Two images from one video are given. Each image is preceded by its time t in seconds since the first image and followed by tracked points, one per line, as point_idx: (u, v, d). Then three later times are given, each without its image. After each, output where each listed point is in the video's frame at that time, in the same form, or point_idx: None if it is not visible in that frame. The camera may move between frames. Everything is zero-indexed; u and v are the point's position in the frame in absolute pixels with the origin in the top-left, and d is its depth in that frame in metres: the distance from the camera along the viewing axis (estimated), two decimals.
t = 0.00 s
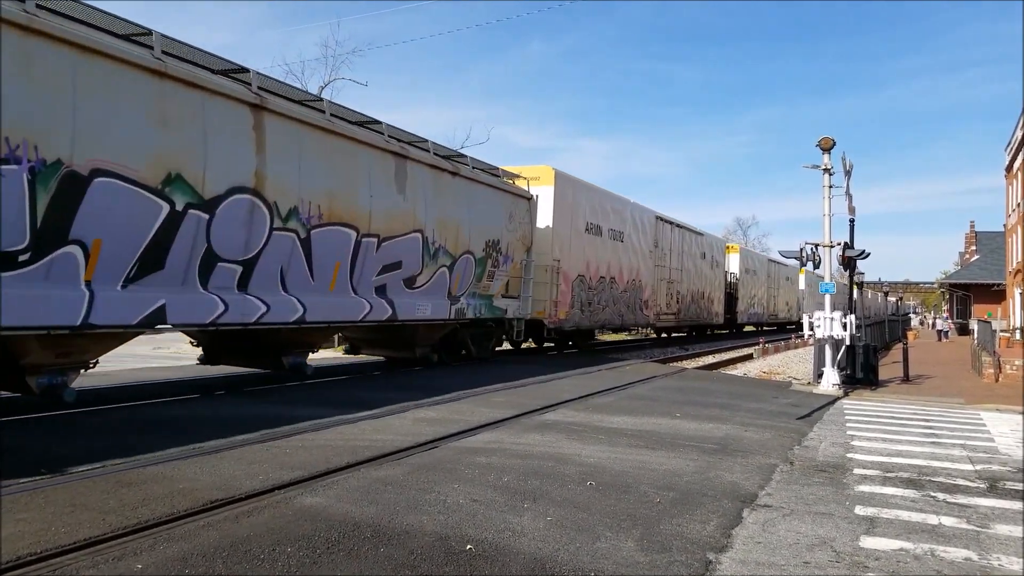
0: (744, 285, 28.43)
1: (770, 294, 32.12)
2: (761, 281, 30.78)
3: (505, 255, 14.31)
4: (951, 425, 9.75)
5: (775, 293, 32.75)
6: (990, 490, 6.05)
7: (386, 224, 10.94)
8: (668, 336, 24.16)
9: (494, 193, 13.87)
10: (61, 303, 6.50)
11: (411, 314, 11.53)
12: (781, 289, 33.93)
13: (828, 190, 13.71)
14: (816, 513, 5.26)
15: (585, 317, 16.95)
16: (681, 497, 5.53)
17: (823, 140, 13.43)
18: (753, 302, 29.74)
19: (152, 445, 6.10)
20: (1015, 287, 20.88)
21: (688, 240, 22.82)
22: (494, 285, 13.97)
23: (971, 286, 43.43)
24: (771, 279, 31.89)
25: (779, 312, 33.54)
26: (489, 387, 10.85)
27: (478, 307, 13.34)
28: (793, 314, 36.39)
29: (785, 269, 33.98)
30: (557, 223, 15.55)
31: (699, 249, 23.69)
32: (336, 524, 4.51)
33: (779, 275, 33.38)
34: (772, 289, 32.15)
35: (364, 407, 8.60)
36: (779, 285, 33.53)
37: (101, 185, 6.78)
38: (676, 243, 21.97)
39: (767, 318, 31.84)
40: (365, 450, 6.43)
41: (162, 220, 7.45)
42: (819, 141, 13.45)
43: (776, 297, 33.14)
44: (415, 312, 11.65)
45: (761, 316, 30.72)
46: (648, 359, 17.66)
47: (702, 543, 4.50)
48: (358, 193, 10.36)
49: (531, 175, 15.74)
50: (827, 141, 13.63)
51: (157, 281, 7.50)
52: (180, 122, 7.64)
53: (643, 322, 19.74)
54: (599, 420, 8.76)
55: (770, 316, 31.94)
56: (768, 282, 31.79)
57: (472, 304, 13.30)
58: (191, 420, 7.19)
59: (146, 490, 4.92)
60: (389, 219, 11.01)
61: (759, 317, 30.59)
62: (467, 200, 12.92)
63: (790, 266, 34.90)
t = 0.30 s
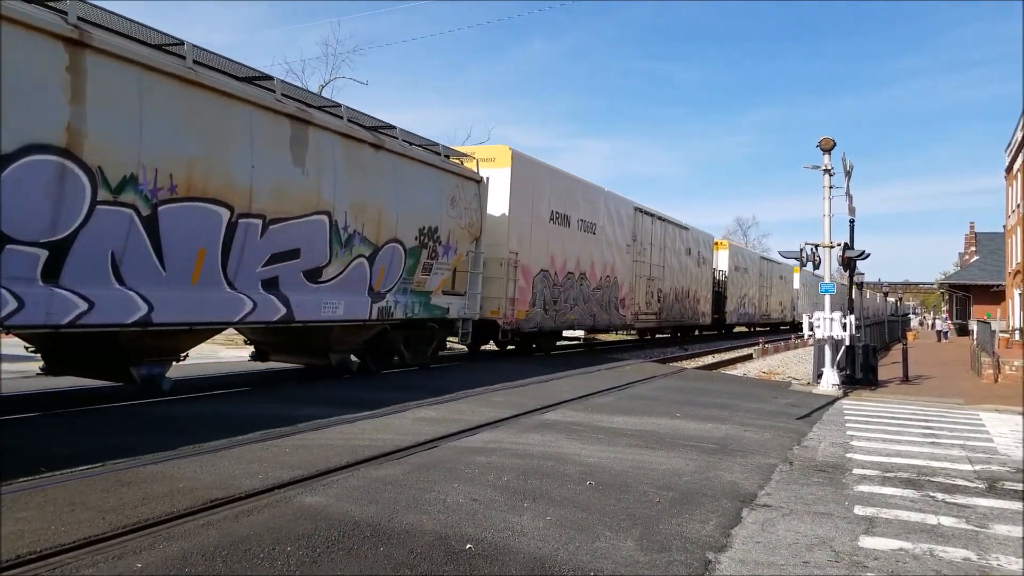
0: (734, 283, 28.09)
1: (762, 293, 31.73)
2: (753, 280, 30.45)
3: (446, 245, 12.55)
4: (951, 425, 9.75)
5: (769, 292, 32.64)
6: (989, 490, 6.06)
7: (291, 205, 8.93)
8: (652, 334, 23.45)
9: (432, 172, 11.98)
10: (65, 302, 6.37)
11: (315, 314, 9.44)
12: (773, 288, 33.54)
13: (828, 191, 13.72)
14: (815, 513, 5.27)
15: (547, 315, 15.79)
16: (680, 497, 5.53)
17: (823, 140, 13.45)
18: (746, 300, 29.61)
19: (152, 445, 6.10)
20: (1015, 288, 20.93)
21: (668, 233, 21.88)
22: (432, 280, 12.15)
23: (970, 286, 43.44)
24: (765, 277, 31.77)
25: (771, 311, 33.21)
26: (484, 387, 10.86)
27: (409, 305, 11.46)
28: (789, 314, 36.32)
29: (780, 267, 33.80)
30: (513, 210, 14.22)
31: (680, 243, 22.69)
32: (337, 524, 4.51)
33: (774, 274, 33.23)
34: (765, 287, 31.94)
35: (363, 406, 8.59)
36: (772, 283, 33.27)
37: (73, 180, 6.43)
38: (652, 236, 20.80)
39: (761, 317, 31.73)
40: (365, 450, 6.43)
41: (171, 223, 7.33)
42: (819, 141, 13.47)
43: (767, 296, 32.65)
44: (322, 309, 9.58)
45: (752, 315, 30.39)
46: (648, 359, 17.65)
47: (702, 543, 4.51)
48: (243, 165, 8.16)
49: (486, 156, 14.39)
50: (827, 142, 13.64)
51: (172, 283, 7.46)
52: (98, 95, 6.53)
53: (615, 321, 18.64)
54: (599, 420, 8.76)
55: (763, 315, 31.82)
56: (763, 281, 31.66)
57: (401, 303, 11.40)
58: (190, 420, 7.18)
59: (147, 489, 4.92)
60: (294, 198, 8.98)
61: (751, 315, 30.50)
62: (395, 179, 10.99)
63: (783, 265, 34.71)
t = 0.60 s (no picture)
0: (725, 280, 27.28)
1: (754, 290, 30.98)
2: (745, 276, 29.71)
3: (366, 230, 10.53)
4: (954, 424, 9.73)
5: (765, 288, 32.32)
6: (991, 488, 6.05)
7: (131, 172, 6.80)
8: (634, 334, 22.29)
9: (344, 141, 9.97)
10: None
11: (187, 317, 7.67)
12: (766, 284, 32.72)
13: (830, 189, 13.70)
14: (817, 511, 5.26)
15: (500, 314, 14.30)
16: (682, 495, 5.53)
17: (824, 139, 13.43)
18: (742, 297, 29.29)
19: (154, 445, 6.10)
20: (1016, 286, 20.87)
21: (646, 224, 20.51)
22: (347, 272, 10.19)
23: (971, 284, 43.37)
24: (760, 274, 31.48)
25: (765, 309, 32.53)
26: (489, 387, 10.72)
27: (314, 303, 9.53)
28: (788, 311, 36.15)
29: (776, 263, 33.44)
30: (457, 192, 12.66)
31: (659, 235, 21.35)
32: (338, 523, 4.51)
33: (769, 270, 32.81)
34: (760, 284, 31.53)
35: (365, 406, 8.59)
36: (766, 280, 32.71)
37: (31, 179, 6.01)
38: (626, 227, 19.35)
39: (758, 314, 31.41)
40: (367, 449, 6.43)
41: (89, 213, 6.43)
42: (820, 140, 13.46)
43: (759, 293, 31.75)
44: (182, 308, 7.55)
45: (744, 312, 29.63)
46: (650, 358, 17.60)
47: (704, 541, 4.50)
48: None
49: (425, 131, 12.78)
50: (827, 140, 13.63)
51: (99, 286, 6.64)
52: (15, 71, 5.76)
53: (584, 320, 17.31)
54: (600, 418, 8.76)
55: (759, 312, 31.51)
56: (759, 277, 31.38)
57: (303, 300, 9.39)
58: (190, 420, 7.16)
59: (148, 488, 4.92)
60: (136, 163, 6.86)
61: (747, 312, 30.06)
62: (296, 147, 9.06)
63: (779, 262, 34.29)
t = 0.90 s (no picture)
0: (713, 275, 26.31)
1: (744, 286, 30.05)
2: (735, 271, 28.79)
3: (245, 211, 8.30)
4: (955, 421, 9.73)
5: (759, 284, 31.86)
6: (992, 485, 6.06)
7: None
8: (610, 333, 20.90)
9: (209, 96, 7.71)
10: None
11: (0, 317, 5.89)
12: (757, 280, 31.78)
13: (830, 186, 13.69)
14: (818, 509, 5.27)
15: (438, 313, 12.50)
16: (683, 494, 5.53)
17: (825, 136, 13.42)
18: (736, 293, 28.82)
19: (156, 445, 6.11)
20: (1017, 283, 20.86)
21: (619, 214, 19.04)
22: (215, 264, 8.01)
23: (972, 281, 43.31)
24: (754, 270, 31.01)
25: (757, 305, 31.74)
26: (490, 386, 10.68)
27: (171, 302, 7.49)
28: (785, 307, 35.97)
29: (768, 257, 32.80)
30: (381, 169, 10.82)
31: (632, 226, 19.83)
32: (340, 522, 4.52)
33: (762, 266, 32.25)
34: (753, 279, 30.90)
35: (365, 405, 8.59)
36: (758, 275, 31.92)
37: None
38: (593, 216, 17.72)
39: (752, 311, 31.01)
40: (368, 449, 6.43)
41: None
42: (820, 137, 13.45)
43: (749, 289, 30.70)
44: None
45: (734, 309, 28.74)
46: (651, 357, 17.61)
47: (705, 540, 4.51)
48: None
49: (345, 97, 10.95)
50: (827, 138, 13.61)
51: None
52: None
53: (545, 319, 15.84)
54: (601, 417, 8.76)
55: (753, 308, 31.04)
56: (753, 273, 30.93)
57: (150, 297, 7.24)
58: (190, 419, 7.16)
59: (149, 488, 4.92)
60: None
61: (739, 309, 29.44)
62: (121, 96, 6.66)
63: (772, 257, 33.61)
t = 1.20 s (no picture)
0: (698, 272, 24.87)
1: (732, 285, 28.68)
2: (723, 269, 27.41)
3: (54, 182, 6.26)
4: (954, 422, 9.73)
5: (750, 282, 30.87)
6: (991, 486, 6.06)
7: None
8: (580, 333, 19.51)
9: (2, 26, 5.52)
10: None
11: None
12: (746, 278, 30.38)
13: (830, 187, 13.69)
14: (817, 510, 5.26)
15: (353, 314, 10.47)
16: (682, 494, 5.52)
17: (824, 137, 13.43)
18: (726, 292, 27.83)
19: (155, 445, 6.11)
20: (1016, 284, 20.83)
21: (588, 203, 17.28)
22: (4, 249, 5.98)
23: (971, 282, 43.31)
24: (745, 268, 30.08)
25: (747, 305, 30.47)
26: (489, 386, 10.68)
27: None
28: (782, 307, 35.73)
29: (758, 255, 31.71)
30: (268, 139, 8.87)
31: (605, 218, 18.13)
32: (339, 522, 4.52)
33: (752, 265, 31.18)
34: (741, 277, 29.71)
35: (364, 405, 8.58)
36: (747, 273, 30.62)
37: None
38: (556, 206, 15.86)
39: (743, 311, 29.96)
40: (367, 449, 6.42)
41: None
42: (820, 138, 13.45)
43: (738, 288, 29.32)
44: None
45: (721, 308, 27.35)
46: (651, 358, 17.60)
47: (704, 540, 4.50)
48: None
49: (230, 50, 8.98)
50: (827, 138, 13.62)
51: None
52: None
53: (496, 320, 14.03)
54: (600, 418, 8.75)
55: (743, 308, 29.96)
56: (744, 271, 29.94)
57: None
58: (190, 419, 7.16)
59: (148, 488, 4.92)
60: None
61: (728, 308, 28.22)
62: (2, 49, 4.78)
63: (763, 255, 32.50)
